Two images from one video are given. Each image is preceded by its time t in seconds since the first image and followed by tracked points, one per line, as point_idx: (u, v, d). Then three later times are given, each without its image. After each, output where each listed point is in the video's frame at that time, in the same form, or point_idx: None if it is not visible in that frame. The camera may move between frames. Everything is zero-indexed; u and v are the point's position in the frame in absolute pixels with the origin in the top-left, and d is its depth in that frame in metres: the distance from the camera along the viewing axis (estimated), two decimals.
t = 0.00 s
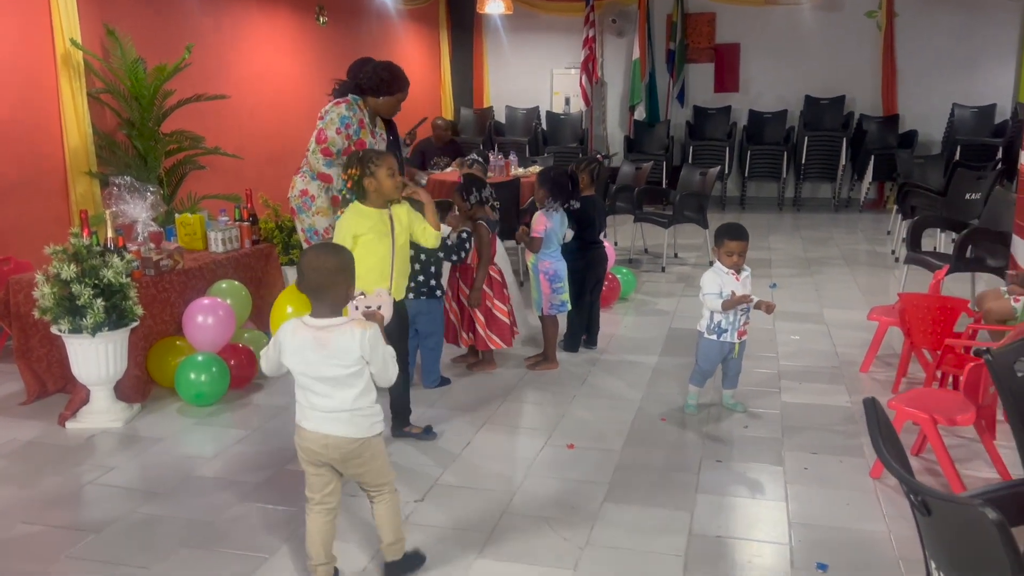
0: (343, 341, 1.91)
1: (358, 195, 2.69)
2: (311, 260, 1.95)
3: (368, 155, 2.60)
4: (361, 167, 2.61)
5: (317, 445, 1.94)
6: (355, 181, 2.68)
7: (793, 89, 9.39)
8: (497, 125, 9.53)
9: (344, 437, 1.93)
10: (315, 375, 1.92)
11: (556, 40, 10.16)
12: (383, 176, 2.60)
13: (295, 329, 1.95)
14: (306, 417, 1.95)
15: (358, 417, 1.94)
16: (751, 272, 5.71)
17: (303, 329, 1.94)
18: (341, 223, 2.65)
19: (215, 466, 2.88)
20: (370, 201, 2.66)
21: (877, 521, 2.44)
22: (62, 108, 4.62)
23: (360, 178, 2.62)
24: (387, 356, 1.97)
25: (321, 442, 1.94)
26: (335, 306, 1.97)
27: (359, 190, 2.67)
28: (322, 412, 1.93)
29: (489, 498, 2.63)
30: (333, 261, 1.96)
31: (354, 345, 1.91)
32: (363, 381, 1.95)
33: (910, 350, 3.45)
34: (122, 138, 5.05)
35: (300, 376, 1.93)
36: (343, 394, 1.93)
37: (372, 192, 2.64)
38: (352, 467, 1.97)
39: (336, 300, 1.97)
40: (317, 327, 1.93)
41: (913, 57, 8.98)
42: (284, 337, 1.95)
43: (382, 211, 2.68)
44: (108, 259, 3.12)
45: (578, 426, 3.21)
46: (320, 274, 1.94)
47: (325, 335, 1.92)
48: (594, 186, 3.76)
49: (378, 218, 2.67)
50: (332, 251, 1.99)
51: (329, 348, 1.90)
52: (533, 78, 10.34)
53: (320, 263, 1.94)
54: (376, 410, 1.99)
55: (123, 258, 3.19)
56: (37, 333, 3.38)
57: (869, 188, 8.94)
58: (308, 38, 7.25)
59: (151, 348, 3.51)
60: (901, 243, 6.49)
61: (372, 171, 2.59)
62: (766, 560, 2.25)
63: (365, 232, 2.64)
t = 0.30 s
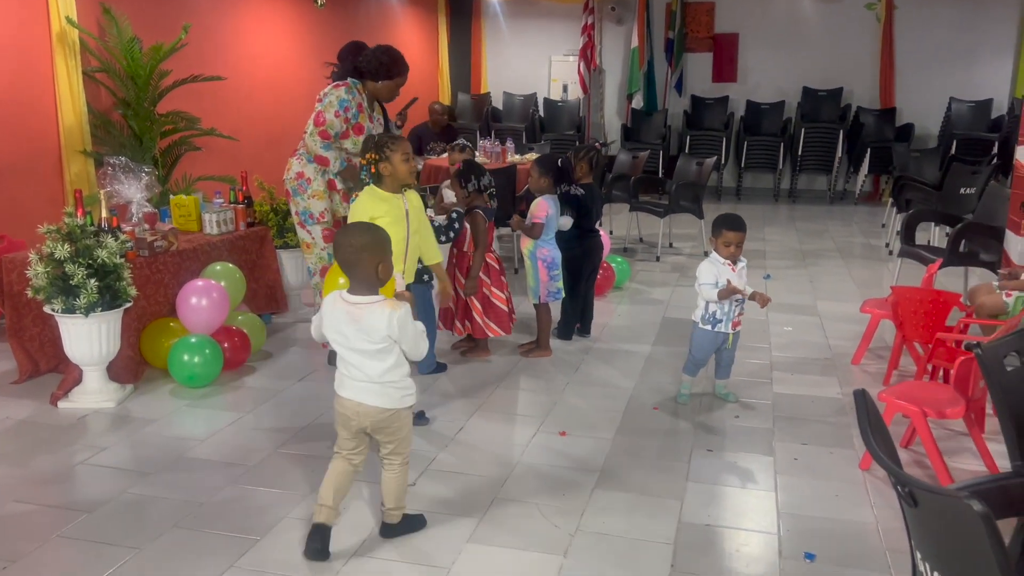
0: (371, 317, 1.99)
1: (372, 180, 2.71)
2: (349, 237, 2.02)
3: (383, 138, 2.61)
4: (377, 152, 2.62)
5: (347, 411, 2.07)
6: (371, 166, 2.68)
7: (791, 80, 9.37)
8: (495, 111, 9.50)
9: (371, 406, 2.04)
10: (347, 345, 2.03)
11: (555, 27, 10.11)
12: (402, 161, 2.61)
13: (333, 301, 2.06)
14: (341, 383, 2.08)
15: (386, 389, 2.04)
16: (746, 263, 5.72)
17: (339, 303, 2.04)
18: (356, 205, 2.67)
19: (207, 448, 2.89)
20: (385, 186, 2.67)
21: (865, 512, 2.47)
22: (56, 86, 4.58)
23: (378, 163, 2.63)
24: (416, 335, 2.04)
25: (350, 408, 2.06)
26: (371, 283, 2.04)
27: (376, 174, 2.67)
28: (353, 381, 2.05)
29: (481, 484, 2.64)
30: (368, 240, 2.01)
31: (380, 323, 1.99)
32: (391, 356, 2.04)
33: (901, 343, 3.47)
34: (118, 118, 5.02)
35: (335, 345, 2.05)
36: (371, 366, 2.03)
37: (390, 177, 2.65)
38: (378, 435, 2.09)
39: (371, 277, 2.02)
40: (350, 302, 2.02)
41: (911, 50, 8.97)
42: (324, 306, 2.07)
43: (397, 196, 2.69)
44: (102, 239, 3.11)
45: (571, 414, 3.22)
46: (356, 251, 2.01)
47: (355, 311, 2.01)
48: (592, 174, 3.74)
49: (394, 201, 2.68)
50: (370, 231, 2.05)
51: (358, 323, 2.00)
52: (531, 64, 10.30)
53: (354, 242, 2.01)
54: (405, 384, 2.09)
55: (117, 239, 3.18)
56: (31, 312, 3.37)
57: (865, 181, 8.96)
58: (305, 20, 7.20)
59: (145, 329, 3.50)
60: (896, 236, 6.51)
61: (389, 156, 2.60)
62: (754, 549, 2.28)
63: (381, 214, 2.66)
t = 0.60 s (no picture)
0: (393, 301, 2.11)
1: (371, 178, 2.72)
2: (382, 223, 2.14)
3: (383, 138, 2.67)
4: (376, 150, 2.66)
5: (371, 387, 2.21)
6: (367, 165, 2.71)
7: (790, 76, 9.37)
8: (493, 106, 9.49)
9: (388, 386, 2.16)
10: (371, 325, 2.16)
11: (554, 22, 10.09)
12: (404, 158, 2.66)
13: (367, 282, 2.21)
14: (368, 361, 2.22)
15: (404, 371, 2.15)
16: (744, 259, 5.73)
17: (371, 284, 2.18)
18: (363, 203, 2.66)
19: (205, 442, 2.89)
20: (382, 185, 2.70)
21: (861, 508, 2.48)
22: (54, 80, 4.57)
23: (377, 162, 2.66)
24: (435, 323, 2.13)
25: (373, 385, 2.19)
26: (399, 269, 2.14)
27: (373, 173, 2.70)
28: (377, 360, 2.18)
29: (478, 478, 2.65)
30: (394, 228, 2.11)
31: (400, 306, 2.10)
32: (410, 339, 2.14)
33: (898, 340, 3.48)
34: (115, 111, 5.00)
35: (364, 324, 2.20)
36: (391, 347, 2.15)
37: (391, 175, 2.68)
38: (395, 416, 2.19)
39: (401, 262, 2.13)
40: (378, 285, 2.16)
41: (910, 47, 8.98)
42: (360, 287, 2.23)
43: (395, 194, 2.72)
44: (101, 233, 3.11)
45: (569, 409, 3.23)
46: (385, 238, 2.11)
47: (381, 293, 2.14)
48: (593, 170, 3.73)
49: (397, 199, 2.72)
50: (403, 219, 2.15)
51: (381, 305, 2.13)
52: (530, 59, 10.28)
53: (385, 228, 2.12)
54: (424, 369, 2.18)
55: (115, 232, 3.18)
56: (28, 305, 3.37)
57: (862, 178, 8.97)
58: (303, 14, 7.18)
59: (143, 323, 3.50)
60: (893, 233, 6.53)
61: (386, 156, 2.65)
62: (750, 544, 2.29)
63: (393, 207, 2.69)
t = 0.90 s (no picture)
0: (401, 292, 2.17)
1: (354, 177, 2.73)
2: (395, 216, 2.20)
3: (368, 137, 2.69)
4: (362, 149, 2.68)
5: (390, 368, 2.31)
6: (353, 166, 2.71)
7: (788, 76, 9.37)
8: (492, 105, 9.49)
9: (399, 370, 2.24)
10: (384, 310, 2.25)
11: (553, 21, 10.08)
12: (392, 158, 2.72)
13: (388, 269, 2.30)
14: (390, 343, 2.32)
15: (413, 357, 2.21)
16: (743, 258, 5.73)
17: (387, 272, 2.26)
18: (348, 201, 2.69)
19: (205, 442, 2.89)
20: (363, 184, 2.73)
21: (860, 507, 2.48)
22: (53, 81, 4.57)
23: (363, 161, 2.68)
24: (437, 315, 2.15)
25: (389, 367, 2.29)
26: (410, 263, 2.19)
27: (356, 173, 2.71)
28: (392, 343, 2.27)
29: (477, 477, 2.66)
30: (404, 225, 2.14)
31: (404, 296, 2.16)
32: (419, 328, 2.19)
33: (897, 340, 3.48)
34: (114, 111, 5.00)
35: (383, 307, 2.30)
36: (402, 334, 2.22)
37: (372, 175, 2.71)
38: (411, 401, 2.25)
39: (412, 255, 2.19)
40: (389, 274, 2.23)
41: (908, 47, 8.98)
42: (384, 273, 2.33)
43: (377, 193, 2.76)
44: (100, 233, 3.11)
45: (568, 409, 3.23)
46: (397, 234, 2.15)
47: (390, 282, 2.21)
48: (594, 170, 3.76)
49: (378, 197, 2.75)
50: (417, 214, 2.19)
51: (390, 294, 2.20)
52: (529, 59, 10.28)
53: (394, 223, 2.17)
54: (435, 358, 2.22)
55: (114, 233, 3.18)
56: (27, 306, 3.37)
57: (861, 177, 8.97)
58: (302, 14, 7.18)
59: (142, 323, 3.50)
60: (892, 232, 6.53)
61: (373, 155, 2.67)
62: (749, 544, 2.29)
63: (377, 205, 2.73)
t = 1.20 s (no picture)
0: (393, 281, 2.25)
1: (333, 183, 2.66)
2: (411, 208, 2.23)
3: (347, 141, 2.62)
4: (340, 154, 2.61)
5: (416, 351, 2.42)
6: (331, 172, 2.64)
7: (787, 76, 9.37)
8: (491, 107, 9.49)
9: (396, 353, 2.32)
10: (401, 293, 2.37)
11: (552, 22, 10.08)
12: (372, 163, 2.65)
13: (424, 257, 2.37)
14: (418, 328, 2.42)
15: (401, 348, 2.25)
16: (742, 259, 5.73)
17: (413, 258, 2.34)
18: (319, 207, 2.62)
19: (204, 444, 2.89)
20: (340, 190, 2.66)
21: (860, 508, 2.48)
22: (53, 84, 4.57)
23: (342, 166, 2.60)
24: (407, 304, 2.17)
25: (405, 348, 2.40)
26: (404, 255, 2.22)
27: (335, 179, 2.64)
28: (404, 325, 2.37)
29: (477, 479, 2.65)
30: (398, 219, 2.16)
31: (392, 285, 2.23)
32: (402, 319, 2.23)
33: (896, 340, 3.48)
34: (113, 114, 5.01)
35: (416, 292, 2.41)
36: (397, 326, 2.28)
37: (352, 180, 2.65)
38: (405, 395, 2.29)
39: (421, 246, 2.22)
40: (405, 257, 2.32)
41: (907, 47, 8.99)
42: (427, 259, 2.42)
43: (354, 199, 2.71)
44: (99, 236, 3.11)
45: (568, 410, 3.22)
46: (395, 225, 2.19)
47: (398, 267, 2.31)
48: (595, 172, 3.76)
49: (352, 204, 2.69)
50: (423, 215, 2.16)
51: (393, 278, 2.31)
52: (528, 60, 10.28)
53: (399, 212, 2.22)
54: (409, 354, 2.21)
55: (113, 235, 3.18)
56: (26, 308, 3.37)
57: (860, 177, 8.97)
58: (301, 15, 7.18)
59: (140, 326, 3.50)
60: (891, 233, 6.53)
61: (353, 162, 2.61)
62: (749, 545, 2.29)
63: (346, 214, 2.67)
